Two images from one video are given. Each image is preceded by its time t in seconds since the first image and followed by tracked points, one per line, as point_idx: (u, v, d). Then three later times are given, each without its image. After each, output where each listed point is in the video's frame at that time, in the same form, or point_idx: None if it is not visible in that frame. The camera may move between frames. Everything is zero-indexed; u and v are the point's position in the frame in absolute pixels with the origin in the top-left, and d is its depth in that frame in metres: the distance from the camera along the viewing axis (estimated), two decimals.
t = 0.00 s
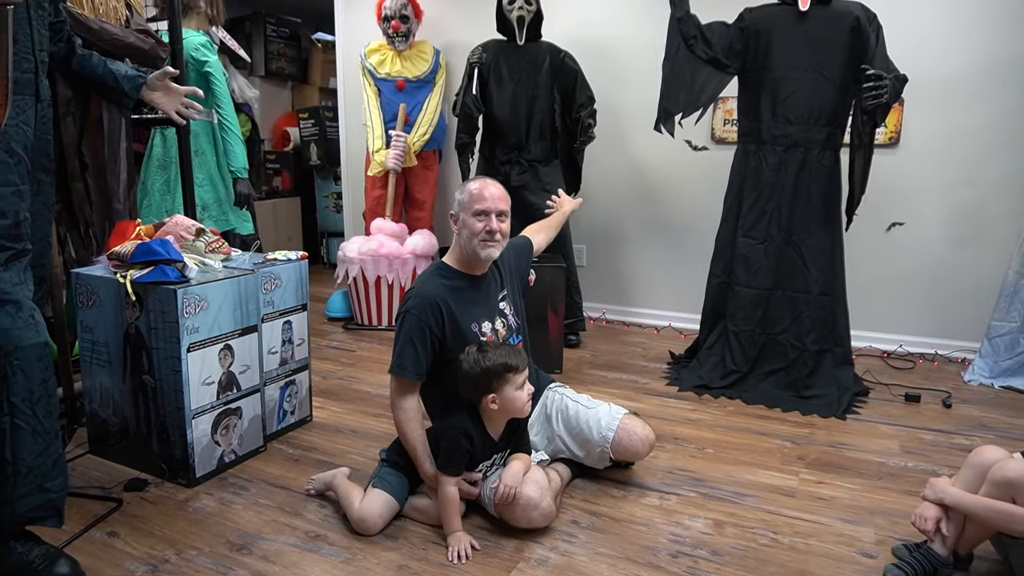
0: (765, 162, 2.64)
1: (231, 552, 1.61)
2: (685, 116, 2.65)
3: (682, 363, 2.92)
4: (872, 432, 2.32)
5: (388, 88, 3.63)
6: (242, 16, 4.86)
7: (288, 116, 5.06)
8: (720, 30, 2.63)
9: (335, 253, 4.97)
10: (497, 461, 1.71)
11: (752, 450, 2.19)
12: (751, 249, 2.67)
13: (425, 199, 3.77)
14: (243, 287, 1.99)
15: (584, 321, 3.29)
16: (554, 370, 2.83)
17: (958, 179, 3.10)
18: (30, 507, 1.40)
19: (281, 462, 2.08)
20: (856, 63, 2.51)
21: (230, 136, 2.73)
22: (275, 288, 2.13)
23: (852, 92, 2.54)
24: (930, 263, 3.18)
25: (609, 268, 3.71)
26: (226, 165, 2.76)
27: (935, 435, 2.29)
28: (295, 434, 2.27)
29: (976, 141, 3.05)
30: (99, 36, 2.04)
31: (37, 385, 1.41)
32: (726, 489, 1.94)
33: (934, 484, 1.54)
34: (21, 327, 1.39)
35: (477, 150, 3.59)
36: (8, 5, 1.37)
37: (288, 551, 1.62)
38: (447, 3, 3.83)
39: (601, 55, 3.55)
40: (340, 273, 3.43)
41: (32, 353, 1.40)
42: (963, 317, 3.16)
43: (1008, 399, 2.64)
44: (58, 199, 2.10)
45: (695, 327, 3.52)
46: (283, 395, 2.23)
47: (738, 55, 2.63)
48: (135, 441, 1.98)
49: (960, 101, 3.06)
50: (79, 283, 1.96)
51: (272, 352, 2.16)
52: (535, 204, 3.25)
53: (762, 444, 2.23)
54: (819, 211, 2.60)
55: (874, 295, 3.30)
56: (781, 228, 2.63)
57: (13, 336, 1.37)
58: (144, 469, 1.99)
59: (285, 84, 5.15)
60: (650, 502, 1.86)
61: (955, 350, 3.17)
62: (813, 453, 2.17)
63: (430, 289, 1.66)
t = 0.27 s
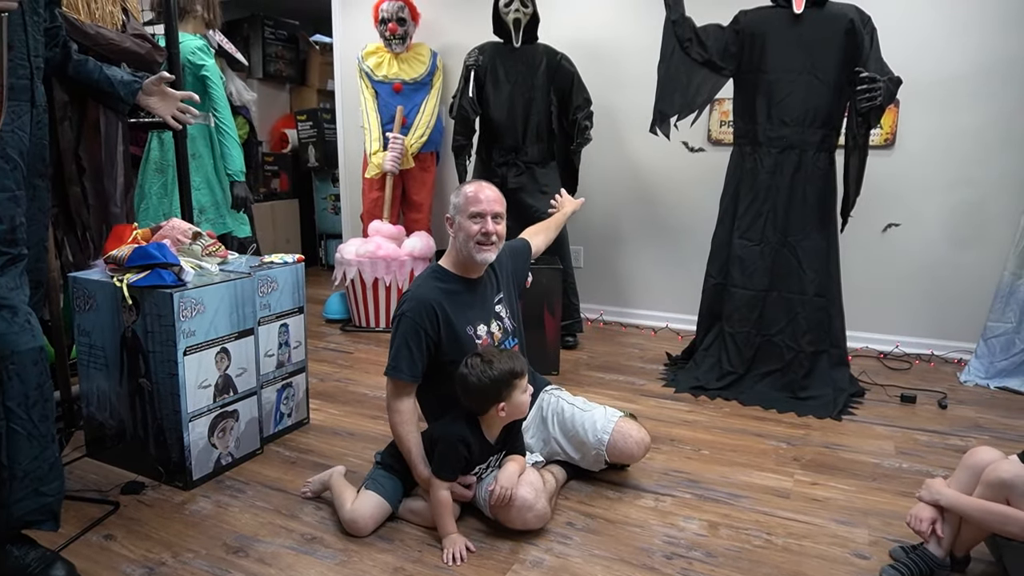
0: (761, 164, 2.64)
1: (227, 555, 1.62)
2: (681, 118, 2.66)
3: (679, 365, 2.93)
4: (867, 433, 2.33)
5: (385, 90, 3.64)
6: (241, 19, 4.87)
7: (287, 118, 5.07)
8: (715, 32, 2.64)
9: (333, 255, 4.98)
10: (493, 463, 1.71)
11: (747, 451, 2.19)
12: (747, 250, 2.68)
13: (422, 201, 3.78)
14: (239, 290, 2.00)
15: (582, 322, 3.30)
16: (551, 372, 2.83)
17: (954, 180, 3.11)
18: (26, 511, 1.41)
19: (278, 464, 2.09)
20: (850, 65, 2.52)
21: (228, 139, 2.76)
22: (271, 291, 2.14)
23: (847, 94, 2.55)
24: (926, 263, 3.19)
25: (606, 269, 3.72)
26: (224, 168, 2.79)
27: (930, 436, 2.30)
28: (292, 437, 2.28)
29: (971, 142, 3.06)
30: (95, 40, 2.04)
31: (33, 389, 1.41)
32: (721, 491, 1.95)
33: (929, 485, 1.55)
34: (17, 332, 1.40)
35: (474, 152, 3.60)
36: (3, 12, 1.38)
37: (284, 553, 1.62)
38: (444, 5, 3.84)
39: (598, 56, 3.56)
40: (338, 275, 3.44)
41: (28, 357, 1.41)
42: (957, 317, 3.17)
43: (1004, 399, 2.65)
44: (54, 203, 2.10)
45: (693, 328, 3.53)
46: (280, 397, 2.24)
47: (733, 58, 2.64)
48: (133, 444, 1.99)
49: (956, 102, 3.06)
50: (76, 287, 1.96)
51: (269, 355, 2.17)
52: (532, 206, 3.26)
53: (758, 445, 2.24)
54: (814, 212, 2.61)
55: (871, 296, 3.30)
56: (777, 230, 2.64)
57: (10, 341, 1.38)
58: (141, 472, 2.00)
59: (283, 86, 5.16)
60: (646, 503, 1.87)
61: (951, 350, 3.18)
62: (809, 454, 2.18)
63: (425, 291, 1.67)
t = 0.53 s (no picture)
0: (760, 162, 2.64)
1: (225, 551, 1.62)
2: (680, 116, 2.66)
3: (677, 363, 2.93)
4: (866, 431, 2.33)
5: (385, 88, 3.64)
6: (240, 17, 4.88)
7: (287, 117, 5.07)
8: (715, 31, 2.63)
9: (333, 253, 4.98)
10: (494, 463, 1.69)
11: (746, 450, 2.19)
12: (746, 249, 2.68)
13: (422, 200, 3.78)
14: (238, 288, 2.00)
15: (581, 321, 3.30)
16: (551, 371, 2.83)
17: (953, 179, 3.11)
18: (25, 507, 1.41)
19: (277, 462, 2.09)
20: (849, 63, 2.53)
21: (227, 137, 2.76)
22: (270, 289, 2.15)
23: (846, 93, 2.55)
24: (926, 262, 3.19)
25: (606, 268, 3.72)
26: (224, 166, 2.78)
27: (928, 434, 2.30)
28: (291, 434, 2.28)
29: (971, 141, 3.06)
30: (94, 37, 2.04)
31: (32, 385, 1.42)
32: (719, 488, 1.95)
33: (932, 484, 1.55)
34: (16, 327, 1.40)
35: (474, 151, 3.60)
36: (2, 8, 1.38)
37: (283, 550, 1.63)
38: (444, 3, 3.84)
39: (597, 55, 3.56)
40: (337, 273, 3.44)
41: (27, 353, 1.41)
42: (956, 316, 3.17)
43: (1003, 398, 2.65)
44: (54, 201, 2.11)
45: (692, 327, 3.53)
46: (279, 395, 2.24)
47: (732, 56, 2.64)
48: (132, 440, 1.99)
49: (955, 101, 3.07)
50: (75, 284, 1.96)
51: (268, 352, 2.17)
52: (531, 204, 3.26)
53: (757, 443, 2.24)
54: (813, 211, 2.61)
55: (870, 295, 3.30)
56: (776, 229, 2.64)
57: (8, 336, 1.38)
58: (139, 468, 2.00)
59: (283, 84, 5.16)
60: (644, 501, 1.87)
61: (950, 349, 3.18)
62: (807, 452, 2.18)
63: (428, 283, 1.67)
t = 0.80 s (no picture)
0: (760, 164, 2.65)
1: (228, 552, 1.62)
2: (681, 118, 2.67)
3: (678, 365, 2.93)
4: (866, 433, 2.34)
5: (386, 90, 3.64)
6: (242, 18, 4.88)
7: (288, 117, 5.08)
8: (715, 33, 2.65)
9: (334, 254, 4.99)
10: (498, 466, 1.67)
11: (746, 451, 2.20)
12: (747, 251, 2.68)
13: (423, 201, 3.79)
14: (241, 289, 2.01)
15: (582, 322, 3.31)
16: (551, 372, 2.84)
17: (953, 181, 3.12)
18: (29, 508, 1.42)
19: (279, 463, 2.09)
20: (849, 66, 2.53)
21: (229, 139, 2.75)
22: (272, 290, 2.15)
23: (847, 95, 2.56)
24: (926, 264, 3.20)
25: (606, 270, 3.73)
26: (225, 167, 2.79)
27: (928, 436, 2.31)
28: (293, 435, 2.29)
29: (971, 143, 3.07)
30: (98, 39, 2.06)
31: (37, 387, 1.42)
32: (720, 490, 1.95)
33: (935, 486, 1.55)
34: (21, 330, 1.40)
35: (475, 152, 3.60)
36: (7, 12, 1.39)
37: (285, 551, 1.63)
38: (445, 5, 3.84)
39: (598, 56, 3.57)
40: (338, 274, 3.45)
41: (32, 355, 1.42)
42: (957, 319, 3.18)
43: (1003, 400, 2.65)
44: (58, 203, 2.12)
45: (692, 329, 3.54)
46: (281, 396, 2.25)
47: (733, 58, 2.65)
48: (135, 441, 2.00)
49: (955, 103, 3.07)
50: (78, 285, 1.97)
51: (270, 353, 2.17)
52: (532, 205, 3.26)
53: (757, 445, 2.25)
54: (813, 213, 2.61)
55: (870, 296, 3.31)
56: (776, 231, 2.65)
57: (13, 338, 1.38)
58: (142, 470, 2.01)
59: (284, 85, 5.17)
60: (645, 502, 1.88)
61: (950, 351, 3.19)
62: (808, 453, 2.19)
63: (423, 277, 1.72)
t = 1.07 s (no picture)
0: (761, 166, 2.66)
1: (230, 553, 1.63)
2: (681, 120, 2.68)
3: (678, 366, 2.94)
4: (866, 434, 2.34)
5: (387, 91, 3.65)
6: (242, 19, 4.89)
7: (288, 118, 5.08)
8: (716, 35, 2.65)
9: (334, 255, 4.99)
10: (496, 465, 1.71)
11: (747, 452, 2.21)
12: (747, 252, 2.69)
13: (423, 202, 3.79)
14: (242, 291, 2.01)
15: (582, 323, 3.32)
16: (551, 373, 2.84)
17: (953, 183, 3.12)
18: (32, 509, 1.42)
19: (280, 464, 2.10)
20: (849, 68, 2.54)
21: (230, 140, 2.75)
22: (274, 292, 2.16)
23: (847, 97, 2.57)
24: (925, 265, 3.21)
25: (606, 271, 3.73)
26: (226, 168, 2.79)
27: (928, 437, 2.32)
28: (294, 436, 2.30)
29: (970, 144, 3.08)
30: (100, 41, 2.07)
31: (39, 389, 1.43)
32: (720, 491, 1.96)
33: (936, 489, 1.55)
34: (25, 331, 1.41)
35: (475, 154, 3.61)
36: (11, 15, 1.39)
37: (287, 552, 1.64)
38: (446, 6, 3.85)
39: (599, 57, 3.58)
40: (339, 275, 3.45)
41: (35, 357, 1.42)
42: (955, 319, 3.19)
43: (1002, 401, 2.66)
44: (60, 204, 2.13)
45: (692, 329, 3.54)
46: (282, 397, 2.25)
47: (734, 60, 2.66)
48: (136, 443, 2.00)
49: (955, 105, 3.08)
50: (80, 286, 1.98)
51: (272, 354, 2.18)
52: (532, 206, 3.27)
53: (757, 446, 2.26)
54: (813, 214, 2.62)
55: (869, 297, 3.32)
56: (776, 232, 2.66)
57: (16, 340, 1.39)
58: (144, 470, 2.01)
59: (285, 86, 5.17)
60: (646, 503, 1.89)
61: (950, 352, 3.19)
62: (807, 454, 2.19)
63: (431, 278, 1.73)
